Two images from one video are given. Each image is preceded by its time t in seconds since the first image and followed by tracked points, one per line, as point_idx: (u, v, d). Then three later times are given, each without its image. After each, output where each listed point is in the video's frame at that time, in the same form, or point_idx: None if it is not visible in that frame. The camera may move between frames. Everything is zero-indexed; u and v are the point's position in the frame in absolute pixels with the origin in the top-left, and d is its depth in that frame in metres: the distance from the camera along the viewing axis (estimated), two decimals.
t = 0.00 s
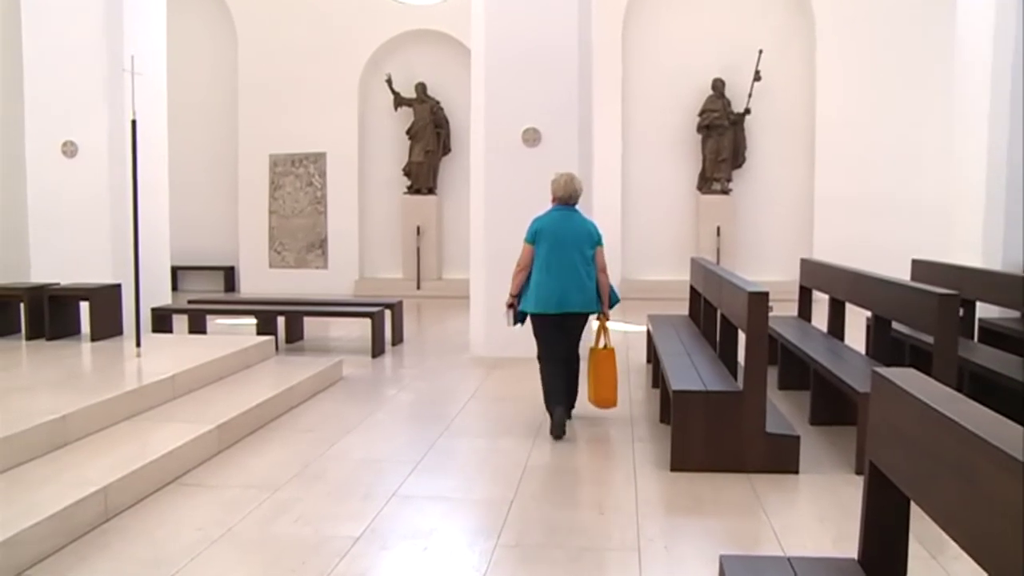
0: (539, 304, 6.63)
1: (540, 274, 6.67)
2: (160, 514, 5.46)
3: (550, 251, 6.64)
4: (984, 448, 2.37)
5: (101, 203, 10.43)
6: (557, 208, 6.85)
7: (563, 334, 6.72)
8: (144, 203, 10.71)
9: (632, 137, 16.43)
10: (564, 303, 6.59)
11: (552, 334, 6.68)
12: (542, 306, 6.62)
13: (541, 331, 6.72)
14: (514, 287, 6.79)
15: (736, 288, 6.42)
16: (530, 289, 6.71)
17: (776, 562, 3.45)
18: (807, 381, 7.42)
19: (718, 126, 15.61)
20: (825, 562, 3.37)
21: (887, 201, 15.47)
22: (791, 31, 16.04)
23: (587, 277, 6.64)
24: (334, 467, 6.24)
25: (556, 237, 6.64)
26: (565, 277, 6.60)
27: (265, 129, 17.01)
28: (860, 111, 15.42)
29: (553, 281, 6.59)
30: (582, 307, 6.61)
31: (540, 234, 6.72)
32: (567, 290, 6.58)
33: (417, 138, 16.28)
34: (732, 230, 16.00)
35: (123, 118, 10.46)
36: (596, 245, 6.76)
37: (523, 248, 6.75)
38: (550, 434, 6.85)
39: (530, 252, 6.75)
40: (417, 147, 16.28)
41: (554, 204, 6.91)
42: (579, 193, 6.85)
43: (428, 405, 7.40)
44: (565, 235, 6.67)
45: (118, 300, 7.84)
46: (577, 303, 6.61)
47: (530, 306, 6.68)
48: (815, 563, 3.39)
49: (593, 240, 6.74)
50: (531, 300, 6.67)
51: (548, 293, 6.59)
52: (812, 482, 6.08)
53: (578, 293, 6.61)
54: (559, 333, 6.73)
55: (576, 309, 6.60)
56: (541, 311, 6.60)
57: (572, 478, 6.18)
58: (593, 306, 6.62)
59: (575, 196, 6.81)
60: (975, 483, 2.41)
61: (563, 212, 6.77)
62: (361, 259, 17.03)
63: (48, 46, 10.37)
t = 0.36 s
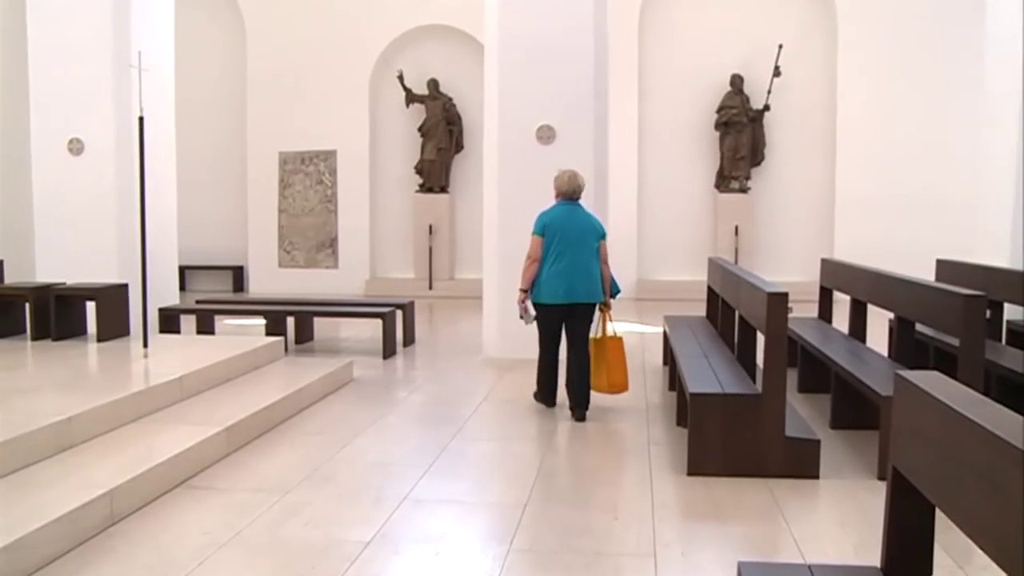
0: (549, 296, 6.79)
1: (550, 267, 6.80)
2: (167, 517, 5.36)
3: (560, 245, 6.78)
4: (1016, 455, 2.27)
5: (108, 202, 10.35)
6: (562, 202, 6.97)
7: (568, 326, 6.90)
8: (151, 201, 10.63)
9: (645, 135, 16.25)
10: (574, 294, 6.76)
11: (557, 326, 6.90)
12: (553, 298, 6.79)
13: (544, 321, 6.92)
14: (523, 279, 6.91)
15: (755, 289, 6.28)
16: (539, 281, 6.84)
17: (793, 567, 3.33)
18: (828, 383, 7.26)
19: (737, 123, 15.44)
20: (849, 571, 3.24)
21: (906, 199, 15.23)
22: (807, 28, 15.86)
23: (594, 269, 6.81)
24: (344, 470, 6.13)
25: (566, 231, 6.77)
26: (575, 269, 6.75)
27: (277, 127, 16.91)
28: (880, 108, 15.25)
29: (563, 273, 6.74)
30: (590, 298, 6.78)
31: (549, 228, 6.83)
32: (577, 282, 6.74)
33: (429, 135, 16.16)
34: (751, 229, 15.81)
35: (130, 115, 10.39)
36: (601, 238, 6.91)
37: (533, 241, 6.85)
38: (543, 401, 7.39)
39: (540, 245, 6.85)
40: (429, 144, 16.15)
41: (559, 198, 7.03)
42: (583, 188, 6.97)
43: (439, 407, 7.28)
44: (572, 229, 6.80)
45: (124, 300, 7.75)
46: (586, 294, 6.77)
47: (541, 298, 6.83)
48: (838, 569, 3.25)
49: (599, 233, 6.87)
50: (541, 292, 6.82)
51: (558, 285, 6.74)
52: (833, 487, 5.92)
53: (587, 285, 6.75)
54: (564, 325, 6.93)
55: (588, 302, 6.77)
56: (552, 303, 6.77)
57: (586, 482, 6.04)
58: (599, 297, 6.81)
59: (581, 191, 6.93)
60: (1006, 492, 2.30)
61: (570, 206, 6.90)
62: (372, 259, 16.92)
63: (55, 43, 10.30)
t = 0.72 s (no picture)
0: (552, 294, 6.95)
1: (547, 266, 6.95)
2: (173, 521, 5.22)
3: (556, 245, 6.95)
4: None
5: (114, 199, 10.28)
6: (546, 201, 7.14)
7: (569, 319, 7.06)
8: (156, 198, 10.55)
9: (659, 132, 16.04)
10: (576, 288, 6.93)
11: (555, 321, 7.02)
12: (555, 295, 6.95)
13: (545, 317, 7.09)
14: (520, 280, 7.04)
15: (775, 289, 6.11)
16: (539, 281, 6.99)
17: None
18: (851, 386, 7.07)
19: (756, 119, 15.21)
20: None
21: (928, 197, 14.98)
22: (823, 23, 15.64)
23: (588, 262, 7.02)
24: (353, 473, 5.99)
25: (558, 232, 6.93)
26: (573, 265, 6.93)
27: (287, 124, 16.77)
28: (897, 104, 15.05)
29: (563, 270, 6.91)
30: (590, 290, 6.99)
31: (541, 230, 6.99)
32: (578, 277, 6.92)
33: (441, 132, 16.01)
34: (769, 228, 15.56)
35: (135, 112, 10.29)
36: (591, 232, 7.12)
37: (526, 244, 6.97)
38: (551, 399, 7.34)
39: (534, 248, 6.99)
40: (441, 141, 16.01)
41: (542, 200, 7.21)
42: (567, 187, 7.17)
43: (450, 409, 7.12)
44: (564, 227, 6.98)
45: (130, 299, 7.63)
46: (586, 286, 6.96)
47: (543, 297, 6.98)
48: None
49: (589, 228, 7.08)
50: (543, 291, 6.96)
51: (560, 283, 6.91)
52: (857, 493, 5.74)
53: (586, 278, 6.95)
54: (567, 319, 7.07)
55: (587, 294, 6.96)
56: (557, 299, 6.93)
57: (601, 487, 5.88)
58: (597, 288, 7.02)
59: (567, 190, 7.12)
60: None
61: (557, 204, 7.07)
62: (383, 258, 16.79)
63: (57, 38, 10.15)
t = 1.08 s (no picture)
0: (546, 291, 6.91)
1: (542, 264, 6.93)
2: (175, 528, 5.04)
3: (552, 243, 6.94)
4: None
5: (115, 195, 10.03)
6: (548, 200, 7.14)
7: (563, 318, 7.01)
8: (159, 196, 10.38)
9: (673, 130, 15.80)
10: (570, 287, 6.90)
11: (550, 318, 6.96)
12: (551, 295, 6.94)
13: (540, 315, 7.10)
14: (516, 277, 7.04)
15: (797, 290, 5.88)
16: (534, 278, 6.97)
17: None
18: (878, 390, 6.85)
19: (778, 113, 14.91)
20: None
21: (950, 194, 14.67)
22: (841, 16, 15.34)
23: (585, 262, 7.00)
24: (362, 479, 5.80)
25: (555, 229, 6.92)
26: (568, 264, 6.91)
27: (296, 121, 16.65)
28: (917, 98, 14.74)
29: (557, 268, 6.89)
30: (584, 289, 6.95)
31: (540, 229, 6.99)
32: (571, 275, 6.88)
33: (453, 127, 15.80)
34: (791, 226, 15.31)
35: (137, 105, 10.12)
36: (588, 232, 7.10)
37: (523, 241, 6.99)
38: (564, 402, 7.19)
39: (531, 245, 7.00)
40: (452, 137, 15.81)
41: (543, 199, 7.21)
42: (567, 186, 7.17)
43: (461, 413, 6.92)
44: (562, 225, 6.97)
45: (133, 299, 7.51)
46: (580, 285, 6.92)
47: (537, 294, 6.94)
48: None
49: (587, 228, 7.07)
50: (537, 288, 6.93)
51: (553, 280, 6.88)
52: (884, 502, 5.51)
53: (580, 277, 6.93)
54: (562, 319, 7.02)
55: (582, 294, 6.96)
56: (550, 297, 6.89)
57: (619, 494, 5.66)
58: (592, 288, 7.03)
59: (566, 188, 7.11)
60: None
61: (557, 204, 7.06)
62: (392, 257, 16.63)
63: (56, 31, 9.97)
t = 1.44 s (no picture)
0: (544, 283, 7.04)
1: (542, 256, 7.02)
2: (177, 536, 4.85)
3: (553, 235, 7.01)
4: None
5: (116, 191, 9.70)
6: (546, 192, 7.17)
7: (553, 309, 7.19)
8: (160, 195, 10.08)
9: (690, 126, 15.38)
10: (567, 280, 7.06)
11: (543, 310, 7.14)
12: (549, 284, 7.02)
13: (530, 304, 7.15)
14: (513, 266, 7.07)
15: (823, 291, 5.62)
16: (532, 269, 7.05)
17: None
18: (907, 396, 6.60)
19: (802, 106, 14.33)
20: None
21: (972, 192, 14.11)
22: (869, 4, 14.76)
23: (579, 256, 7.17)
24: (370, 485, 5.59)
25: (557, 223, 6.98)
26: (565, 256, 7.03)
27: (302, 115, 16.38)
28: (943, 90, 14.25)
29: (557, 262, 7.02)
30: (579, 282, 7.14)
31: (539, 219, 7.04)
32: (569, 270, 7.05)
33: (464, 122, 15.56)
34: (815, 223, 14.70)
35: (139, 101, 9.78)
36: (582, 227, 7.23)
37: (524, 232, 7.00)
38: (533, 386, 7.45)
39: (531, 235, 7.04)
40: (463, 132, 15.58)
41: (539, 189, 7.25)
42: (564, 179, 7.25)
43: (473, 417, 6.70)
44: (561, 220, 7.06)
45: (133, 299, 7.32)
46: (576, 280, 7.10)
47: (534, 285, 7.05)
48: None
49: (581, 223, 7.19)
50: (535, 279, 7.04)
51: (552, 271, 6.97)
52: (914, 511, 5.27)
53: (574, 270, 7.07)
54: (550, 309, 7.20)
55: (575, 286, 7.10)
56: (548, 289, 7.03)
57: (637, 503, 5.44)
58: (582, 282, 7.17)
59: (565, 182, 7.20)
60: None
61: (557, 198, 7.12)
62: (401, 258, 16.33)
63: (55, 23, 9.66)
